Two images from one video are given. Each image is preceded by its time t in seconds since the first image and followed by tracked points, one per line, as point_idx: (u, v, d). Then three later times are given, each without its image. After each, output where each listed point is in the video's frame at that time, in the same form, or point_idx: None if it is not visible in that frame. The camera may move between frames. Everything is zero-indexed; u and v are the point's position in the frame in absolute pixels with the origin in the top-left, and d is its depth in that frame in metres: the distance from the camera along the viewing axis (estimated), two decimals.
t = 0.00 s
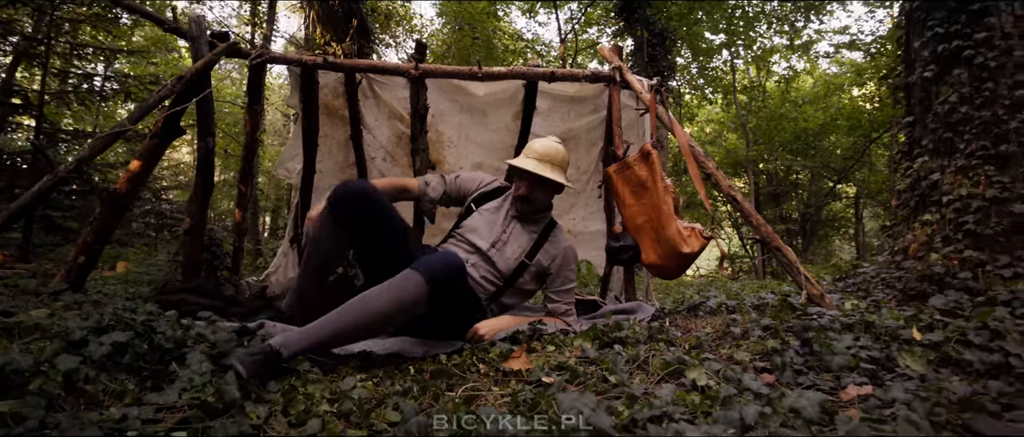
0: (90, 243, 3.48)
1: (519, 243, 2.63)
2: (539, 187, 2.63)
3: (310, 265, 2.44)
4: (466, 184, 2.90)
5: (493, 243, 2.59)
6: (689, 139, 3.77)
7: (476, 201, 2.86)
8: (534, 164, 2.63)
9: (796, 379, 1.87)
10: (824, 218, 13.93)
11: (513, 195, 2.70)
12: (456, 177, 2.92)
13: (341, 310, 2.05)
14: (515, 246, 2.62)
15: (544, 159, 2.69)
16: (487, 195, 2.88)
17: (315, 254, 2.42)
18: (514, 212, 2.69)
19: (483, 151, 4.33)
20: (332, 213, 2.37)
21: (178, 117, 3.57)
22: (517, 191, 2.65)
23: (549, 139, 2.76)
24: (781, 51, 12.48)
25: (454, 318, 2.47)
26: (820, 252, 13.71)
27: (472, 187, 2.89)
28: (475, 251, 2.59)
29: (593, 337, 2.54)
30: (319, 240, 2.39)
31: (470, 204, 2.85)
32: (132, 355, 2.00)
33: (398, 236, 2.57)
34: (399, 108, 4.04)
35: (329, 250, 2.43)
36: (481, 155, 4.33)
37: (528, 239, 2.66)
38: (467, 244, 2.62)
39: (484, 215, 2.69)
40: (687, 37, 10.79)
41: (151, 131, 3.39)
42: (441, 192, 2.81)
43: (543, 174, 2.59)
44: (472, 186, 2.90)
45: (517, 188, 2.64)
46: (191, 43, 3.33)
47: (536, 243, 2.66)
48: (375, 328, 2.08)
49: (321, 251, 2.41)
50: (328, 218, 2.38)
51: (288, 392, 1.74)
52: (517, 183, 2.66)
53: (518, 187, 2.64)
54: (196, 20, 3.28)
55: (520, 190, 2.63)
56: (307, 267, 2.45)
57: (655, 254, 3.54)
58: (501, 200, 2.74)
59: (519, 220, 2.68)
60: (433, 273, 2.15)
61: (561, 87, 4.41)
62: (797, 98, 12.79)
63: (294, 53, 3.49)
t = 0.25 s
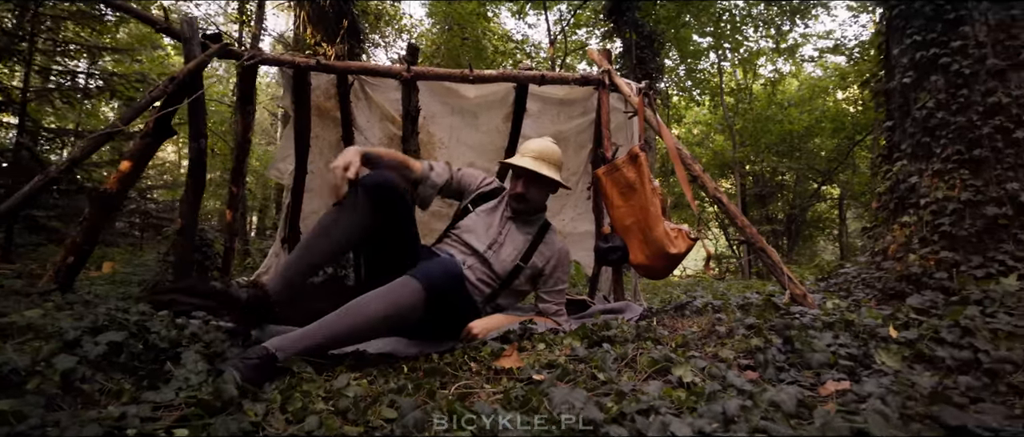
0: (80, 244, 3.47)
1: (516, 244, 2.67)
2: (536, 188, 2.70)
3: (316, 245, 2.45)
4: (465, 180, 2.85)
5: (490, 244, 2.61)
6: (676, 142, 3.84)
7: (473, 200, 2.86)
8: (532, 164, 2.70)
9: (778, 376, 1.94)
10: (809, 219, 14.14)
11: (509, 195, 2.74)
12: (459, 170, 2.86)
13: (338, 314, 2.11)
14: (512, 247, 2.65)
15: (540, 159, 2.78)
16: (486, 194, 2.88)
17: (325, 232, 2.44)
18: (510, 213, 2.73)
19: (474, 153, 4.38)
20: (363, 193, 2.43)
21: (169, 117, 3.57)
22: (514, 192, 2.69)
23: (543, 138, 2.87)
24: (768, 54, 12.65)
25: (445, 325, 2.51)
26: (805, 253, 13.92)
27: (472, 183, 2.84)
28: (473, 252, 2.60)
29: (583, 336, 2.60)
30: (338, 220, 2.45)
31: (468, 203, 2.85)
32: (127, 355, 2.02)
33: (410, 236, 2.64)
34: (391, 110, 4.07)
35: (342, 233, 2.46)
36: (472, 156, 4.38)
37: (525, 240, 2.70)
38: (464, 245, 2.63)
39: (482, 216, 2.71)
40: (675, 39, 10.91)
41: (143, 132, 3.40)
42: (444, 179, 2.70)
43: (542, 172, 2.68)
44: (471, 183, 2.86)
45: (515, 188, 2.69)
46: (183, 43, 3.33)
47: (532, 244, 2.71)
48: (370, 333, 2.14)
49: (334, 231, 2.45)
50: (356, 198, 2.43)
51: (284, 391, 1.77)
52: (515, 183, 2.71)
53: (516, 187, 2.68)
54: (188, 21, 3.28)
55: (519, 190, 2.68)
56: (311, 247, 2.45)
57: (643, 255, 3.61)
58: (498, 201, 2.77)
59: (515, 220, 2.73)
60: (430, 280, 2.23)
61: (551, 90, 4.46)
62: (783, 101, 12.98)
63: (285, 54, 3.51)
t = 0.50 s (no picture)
0: (71, 243, 3.45)
1: (510, 247, 2.72)
2: (536, 190, 2.76)
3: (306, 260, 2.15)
4: (468, 177, 2.79)
5: (485, 249, 2.65)
6: (665, 145, 3.90)
7: (471, 200, 2.81)
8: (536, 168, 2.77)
9: (763, 373, 2.00)
10: (796, 219, 14.32)
11: (507, 198, 2.78)
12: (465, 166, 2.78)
13: (333, 312, 2.14)
14: (505, 250, 2.70)
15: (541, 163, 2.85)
16: (484, 194, 2.83)
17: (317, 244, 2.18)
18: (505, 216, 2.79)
19: (466, 155, 4.43)
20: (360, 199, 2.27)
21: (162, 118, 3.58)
22: (513, 194, 2.74)
23: (543, 141, 2.96)
24: (756, 56, 12.82)
25: (442, 326, 2.50)
26: (792, 253, 14.10)
27: (475, 181, 2.80)
28: (468, 253, 2.64)
29: (573, 334, 2.65)
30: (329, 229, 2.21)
31: (466, 202, 2.81)
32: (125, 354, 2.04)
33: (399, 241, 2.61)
34: (384, 112, 4.10)
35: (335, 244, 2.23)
36: (464, 158, 4.43)
37: (518, 243, 2.75)
38: (459, 248, 2.67)
39: (478, 218, 2.75)
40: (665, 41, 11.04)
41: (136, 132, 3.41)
42: (453, 173, 2.66)
43: (545, 175, 2.76)
44: (472, 181, 2.80)
45: (516, 189, 2.73)
46: (176, 45, 3.35)
47: (525, 247, 2.77)
48: (363, 331, 2.16)
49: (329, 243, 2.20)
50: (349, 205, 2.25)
51: (282, 389, 1.81)
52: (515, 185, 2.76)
53: (517, 189, 2.73)
54: (182, 22, 3.30)
55: (521, 191, 2.72)
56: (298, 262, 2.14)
57: (632, 255, 3.67)
58: (493, 204, 2.81)
59: (510, 223, 2.78)
60: (424, 280, 2.22)
61: (542, 92, 4.51)
62: (771, 103, 13.16)
63: (279, 56, 3.54)
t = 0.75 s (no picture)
0: (69, 244, 3.46)
1: (514, 241, 2.71)
2: (546, 189, 2.80)
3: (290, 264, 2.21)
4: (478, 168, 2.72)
5: (491, 242, 2.61)
6: (659, 147, 3.96)
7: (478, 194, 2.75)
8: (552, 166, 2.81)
9: (754, 370, 2.06)
10: (789, 220, 14.46)
11: (515, 192, 2.75)
12: (479, 158, 2.74)
13: (349, 298, 2.12)
14: (509, 242, 2.68)
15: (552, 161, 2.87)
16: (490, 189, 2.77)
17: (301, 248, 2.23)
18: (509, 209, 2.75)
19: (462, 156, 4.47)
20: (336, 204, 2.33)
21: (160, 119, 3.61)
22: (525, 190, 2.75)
23: (553, 140, 2.94)
24: (749, 59, 12.93)
25: (442, 322, 2.54)
26: (784, 254, 14.23)
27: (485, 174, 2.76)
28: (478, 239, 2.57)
29: (569, 334, 2.71)
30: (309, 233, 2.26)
31: (473, 194, 2.73)
32: (130, 353, 2.08)
33: (389, 240, 2.66)
34: (381, 114, 4.14)
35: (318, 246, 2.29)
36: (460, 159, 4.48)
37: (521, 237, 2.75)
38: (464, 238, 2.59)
39: (484, 208, 2.69)
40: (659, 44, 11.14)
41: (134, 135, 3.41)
42: (470, 165, 2.66)
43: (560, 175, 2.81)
44: (483, 174, 2.74)
45: (528, 186, 2.75)
46: (175, 47, 3.38)
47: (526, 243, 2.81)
48: (373, 315, 2.16)
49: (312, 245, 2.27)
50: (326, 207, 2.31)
51: (286, 387, 1.85)
52: (527, 180, 2.77)
53: (530, 185, 2.75)
54: (181, 25, 3.33)
55: (535, 189, 2.75)
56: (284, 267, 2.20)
57: (627, 256, 3.74)
58: (498, 196, 2.74)
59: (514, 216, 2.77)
60: (433, 259, 2.25)
61: (537, 95, 4.56)
62: (764, 104, 13.29)
63: (278, 58, 3.57)
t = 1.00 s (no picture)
0: (74, 245, 3.48)
1: (510, 243, 2.79)
2: (533, 191, 2.84)
3: (295, 266, 2.23)
4: (461, 181, 2.78)
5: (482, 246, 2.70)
6: (656, 148, 4.02)
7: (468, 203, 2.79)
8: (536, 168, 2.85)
9: (749, 368, 2.12)
10: (785, 220, 14.53)
11: (503, 198, 2.83)
12: (456, 170, 2.79)
13: (408, 298, 2.11)
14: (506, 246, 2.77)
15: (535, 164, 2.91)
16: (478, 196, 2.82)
17: (305, 249, 2.22)
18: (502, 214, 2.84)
19: (462, 157, 4.53)
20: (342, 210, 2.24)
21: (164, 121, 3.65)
22: (512, 194, 2.81)
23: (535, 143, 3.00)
24: (746, 59, 13.01)
25: (449, 322, 2.61)
26: (781, 254, 14.30)
27: (469, 185, 2.80)
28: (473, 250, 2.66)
29: (569, 333, 2.76)
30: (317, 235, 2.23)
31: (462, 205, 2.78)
32: (140, 352, 2.12)
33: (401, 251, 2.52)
34: (382, 116, 4.19)
35: (324, 249, 2.25)
36: (460, 161, 4.53)
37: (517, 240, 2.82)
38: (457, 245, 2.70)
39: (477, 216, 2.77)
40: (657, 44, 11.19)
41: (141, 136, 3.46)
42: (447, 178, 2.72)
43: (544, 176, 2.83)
44: (466, 184, 2.78)
45: (515, 190, 2.80)
46: (180, 49, 3.43)
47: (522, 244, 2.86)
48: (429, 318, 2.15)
49: (316, 248, 2.24)
50: (334, 211, 2.24)
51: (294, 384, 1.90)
52: (513, 185, 2.82)
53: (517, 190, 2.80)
54: (186, 28, 3.38)
55: (521, 192, 2.81)
56: (287, 268, 2.22)
57: (625, 257, 3.78)
58: (487, 202, 2.82)
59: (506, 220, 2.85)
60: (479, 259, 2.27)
61: (537, 97, 4.61)
62: (761, 105, 13.39)
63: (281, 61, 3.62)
